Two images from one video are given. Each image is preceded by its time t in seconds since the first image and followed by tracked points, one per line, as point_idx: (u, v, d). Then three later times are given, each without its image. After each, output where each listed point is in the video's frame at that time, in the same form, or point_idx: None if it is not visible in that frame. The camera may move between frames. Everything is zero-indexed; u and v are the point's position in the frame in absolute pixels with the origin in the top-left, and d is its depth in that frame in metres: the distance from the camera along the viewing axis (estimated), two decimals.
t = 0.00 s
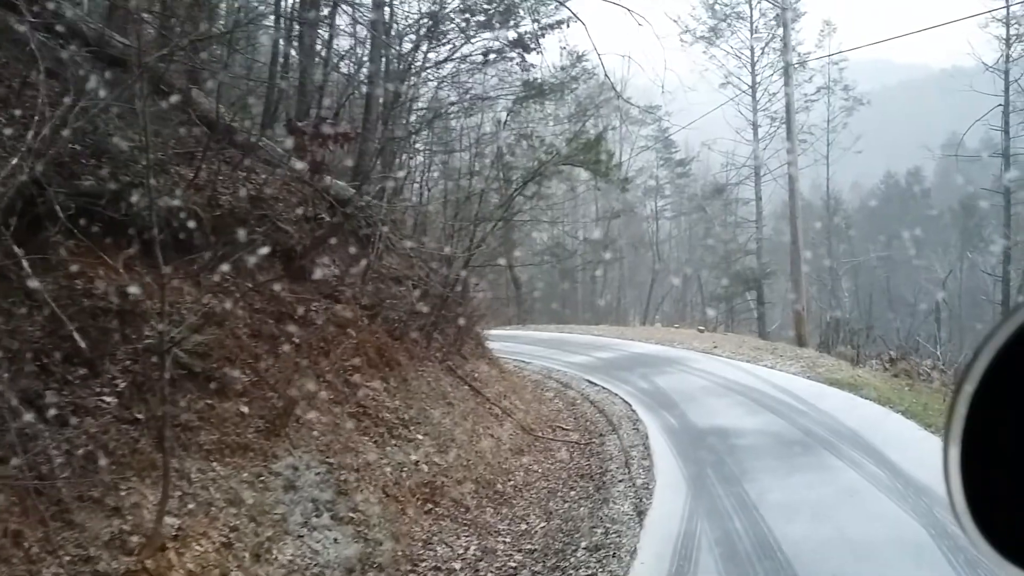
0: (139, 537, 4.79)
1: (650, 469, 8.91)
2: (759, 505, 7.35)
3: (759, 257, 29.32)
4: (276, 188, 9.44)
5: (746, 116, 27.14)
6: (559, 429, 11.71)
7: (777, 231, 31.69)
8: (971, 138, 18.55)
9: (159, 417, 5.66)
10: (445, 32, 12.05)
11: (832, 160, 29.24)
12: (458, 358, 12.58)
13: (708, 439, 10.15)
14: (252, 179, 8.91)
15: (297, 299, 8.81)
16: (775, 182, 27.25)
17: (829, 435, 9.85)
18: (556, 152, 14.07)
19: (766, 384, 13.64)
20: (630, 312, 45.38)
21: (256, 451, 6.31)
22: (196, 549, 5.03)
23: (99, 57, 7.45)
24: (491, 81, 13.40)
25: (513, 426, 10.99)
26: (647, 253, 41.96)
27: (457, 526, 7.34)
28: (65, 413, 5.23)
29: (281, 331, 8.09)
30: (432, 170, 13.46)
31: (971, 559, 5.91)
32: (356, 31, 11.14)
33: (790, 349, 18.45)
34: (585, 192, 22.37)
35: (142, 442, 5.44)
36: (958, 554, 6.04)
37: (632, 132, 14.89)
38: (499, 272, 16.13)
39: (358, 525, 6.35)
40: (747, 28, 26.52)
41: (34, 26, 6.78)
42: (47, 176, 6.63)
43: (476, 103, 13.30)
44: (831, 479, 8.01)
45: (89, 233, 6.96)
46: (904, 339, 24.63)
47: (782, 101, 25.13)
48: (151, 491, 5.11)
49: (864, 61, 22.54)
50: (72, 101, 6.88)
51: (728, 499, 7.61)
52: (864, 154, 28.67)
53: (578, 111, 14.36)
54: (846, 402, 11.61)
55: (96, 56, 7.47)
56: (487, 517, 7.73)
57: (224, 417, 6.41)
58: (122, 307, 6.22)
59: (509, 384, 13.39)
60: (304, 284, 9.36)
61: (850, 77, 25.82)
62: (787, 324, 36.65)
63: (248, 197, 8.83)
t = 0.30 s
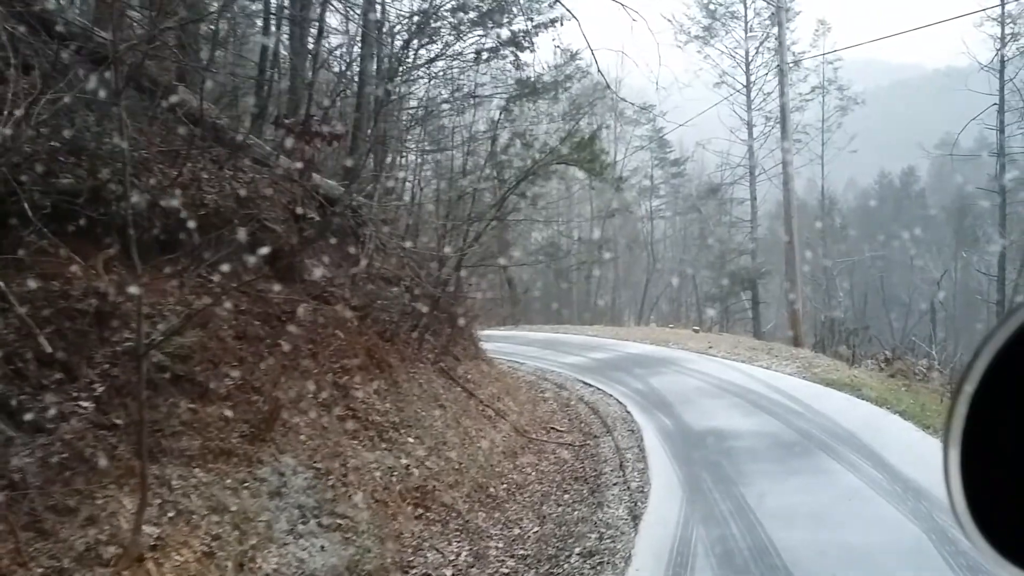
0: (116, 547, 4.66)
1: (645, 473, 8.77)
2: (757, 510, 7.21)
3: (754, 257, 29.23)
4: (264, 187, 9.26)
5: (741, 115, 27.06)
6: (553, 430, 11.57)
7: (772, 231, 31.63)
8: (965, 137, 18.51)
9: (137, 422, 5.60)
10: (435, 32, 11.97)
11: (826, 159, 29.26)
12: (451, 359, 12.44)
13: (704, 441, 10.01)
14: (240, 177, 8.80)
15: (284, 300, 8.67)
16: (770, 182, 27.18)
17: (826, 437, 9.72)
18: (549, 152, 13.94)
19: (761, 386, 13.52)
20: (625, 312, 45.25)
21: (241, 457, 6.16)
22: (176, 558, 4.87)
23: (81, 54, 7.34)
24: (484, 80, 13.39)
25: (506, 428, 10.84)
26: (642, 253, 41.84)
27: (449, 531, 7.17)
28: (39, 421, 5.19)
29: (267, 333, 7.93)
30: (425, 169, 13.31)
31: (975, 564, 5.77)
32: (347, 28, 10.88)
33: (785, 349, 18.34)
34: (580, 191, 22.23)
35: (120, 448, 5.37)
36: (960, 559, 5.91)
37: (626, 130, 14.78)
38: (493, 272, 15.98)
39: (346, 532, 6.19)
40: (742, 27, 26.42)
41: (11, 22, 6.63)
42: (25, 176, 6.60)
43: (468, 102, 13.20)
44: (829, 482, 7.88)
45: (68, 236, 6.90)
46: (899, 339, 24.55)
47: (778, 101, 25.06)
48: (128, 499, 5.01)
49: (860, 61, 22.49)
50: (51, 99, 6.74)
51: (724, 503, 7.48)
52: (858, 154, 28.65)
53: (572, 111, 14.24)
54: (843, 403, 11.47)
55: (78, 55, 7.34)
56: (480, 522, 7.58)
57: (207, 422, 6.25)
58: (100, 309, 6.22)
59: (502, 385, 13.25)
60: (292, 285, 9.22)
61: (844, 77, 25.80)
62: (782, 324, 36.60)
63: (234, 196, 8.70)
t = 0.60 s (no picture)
0: (92, 558, 4.51)
1: (641, 476, 8.63)
2: (755, 514, 7.08)
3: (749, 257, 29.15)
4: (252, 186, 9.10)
5: (736, 115, 26.96)
6: (548, 432, 11.43)
7: (767, 231, 31.56)
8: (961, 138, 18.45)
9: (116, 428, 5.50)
10: (430, 28, 11.84)
11: (821, 159, 29.22)
12: (444, 360, 12.30)
13: (700, 443, 9.89)
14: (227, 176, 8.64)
15: (272, 302, 8.53)
16: (765, 182, 27.10)
17: (824, 439, 9.61)
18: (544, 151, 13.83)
19: (757, 386, 13.41)
20: (620, 312, 45.13)
21: (225, 462, 6.00)
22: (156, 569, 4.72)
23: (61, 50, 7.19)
24: (478, 78, 13.22)
25: (500, 430, 10.70)
26: (637, 253, 41.72)
27: (441, 537, 7.03)
28: (15, 427, 5.08)
29: (254, 336, 7.78)
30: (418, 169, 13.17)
31: (977, 569, 5.66)
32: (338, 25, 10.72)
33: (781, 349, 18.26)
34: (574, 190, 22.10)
35: (98, 455, 5.28)
36: (963, 564, 5.79)
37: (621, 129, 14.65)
38: (487, 273, 15.84)
39: (334, 539, 6.03)
40: (737, 27, 26.30)
41: None
42: (1, 175, 6.47)
43: (462, 100, 13.05)
44: (827, 485, 7.76)
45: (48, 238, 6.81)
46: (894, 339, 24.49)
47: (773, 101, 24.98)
48: (106, 508, 4.88)
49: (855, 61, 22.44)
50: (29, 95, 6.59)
51: (721, 507, 7.35)
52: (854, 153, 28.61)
53: (566, 109, 14.12)
54: (841, 404, 11.37)
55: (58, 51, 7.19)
56: (472, 527, 7.43)
57: (191, 427, 6.09)
58: (78, 310, 6.05)
59: (496, 386, 13.11)
60: (280, 285, 9.07)
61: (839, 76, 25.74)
62: (777, 324, 36.53)
63: (220, 196, 8.56)
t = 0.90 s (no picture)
0: (69, 569, 4.37)
1: (637, 479, 8.51)
2: (753, 519, 6.96)
3: (745, 257, 29.08)
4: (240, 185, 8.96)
5: (732, 114, 26.86)
6: (543, 434, 11.30)
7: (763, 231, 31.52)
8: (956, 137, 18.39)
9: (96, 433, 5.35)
10: (424, 25, 11.56)
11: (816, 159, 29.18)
12: (438, 362, 12.17)
13: (697, 445, 9.77)
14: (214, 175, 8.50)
15: (261, 303, 8.38)
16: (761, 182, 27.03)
17: (822, 441, 9.49)
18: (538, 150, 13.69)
19: (754, 387, 13.30)
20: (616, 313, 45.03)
21: (210, 468, 5.85)
22: None
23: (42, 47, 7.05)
24: (471, 76, 13.06)
25: (494, 433, 10.56)
26: (632, 253, 41.64)
27: (433, 543, 6.87)
28: None
29: (241, 338, 7.63)
30: (411, 169, 13.04)
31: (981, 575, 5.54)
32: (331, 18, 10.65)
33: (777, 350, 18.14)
34: (569, 190, 22.00)
35: (76, 462, 5.14)
36: (966, 569, 5.66)
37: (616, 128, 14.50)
38: (482, 273, 15.72)
39: (323, 546, 5.87)
40: (733, 27, 26.24)
41: None
42: None
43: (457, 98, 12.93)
44: (826, 489, 7.64)
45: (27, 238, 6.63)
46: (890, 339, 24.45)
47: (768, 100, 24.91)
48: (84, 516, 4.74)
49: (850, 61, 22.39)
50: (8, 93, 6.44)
51: (719, 511, 7.22)
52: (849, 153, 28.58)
53: (561, 108, 13.98)
54: (838, 406, 11.26)
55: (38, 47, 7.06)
56: (465, 532, 7.28)
57: (175, 432, 5.93)
58: (57, 312, 5.92)
59: (491, 388, 12.98)
60: (269, 286, 8.92)
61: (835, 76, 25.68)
62: (773, 324, 36.43)
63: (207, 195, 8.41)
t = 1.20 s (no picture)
0: None
1: (634, 481, 8.38)
2: (752, 523, 6.83)
3: (741, 257, 28.98)
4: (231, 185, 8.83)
5: (727, 114, 26.76)
6: (538, 436, 11.16)
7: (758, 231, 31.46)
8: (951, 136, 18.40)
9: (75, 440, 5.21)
10: (418, 23, 11.67)
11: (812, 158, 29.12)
12: (432, 363, 12.03)
13: (694, 447, 9.64)
14: (201, 174, 8.37)
15: (249, 305, 8.25)
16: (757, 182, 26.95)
17: (820, 442, 9.38)
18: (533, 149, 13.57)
19: (751, 388, 13.18)
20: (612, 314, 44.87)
21: (194, 474, 5.70)
22: None
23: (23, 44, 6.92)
24: (465, 73, 12.97)
25: (488, 435, 10.41)
26: (627, 254, 41.56)
27: (425, 548, 6.72)
28: None
29: (228, 340, 7.50)
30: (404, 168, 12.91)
31: None
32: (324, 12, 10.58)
33: (773, 350, 18.04)
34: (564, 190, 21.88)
35: (54, 468, 5.00)
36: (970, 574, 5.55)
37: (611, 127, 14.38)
38: (476, 274, 15.59)
39: (312, 553, 5.73)
40: (728, 27, 26.14)
41: None
42: None
43: (451, 96, 12.84)
44: (825, 492, 7.52)
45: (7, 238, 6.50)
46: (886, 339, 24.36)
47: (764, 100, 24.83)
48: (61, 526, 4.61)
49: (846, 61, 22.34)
50: None
51: (717, 515, 7.10)
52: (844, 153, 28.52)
53: (556, 107, 13.88)
54: (836, 407, 11.15)
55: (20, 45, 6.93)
56: (459, 537, 7.14)
57: (158, 437, 5.78)
58: (37, 314, 5.80)
59: (486, 389, 12.85)
60: (258, 286, 8.77)
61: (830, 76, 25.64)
62: (769, 325, 36.35)
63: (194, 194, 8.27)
